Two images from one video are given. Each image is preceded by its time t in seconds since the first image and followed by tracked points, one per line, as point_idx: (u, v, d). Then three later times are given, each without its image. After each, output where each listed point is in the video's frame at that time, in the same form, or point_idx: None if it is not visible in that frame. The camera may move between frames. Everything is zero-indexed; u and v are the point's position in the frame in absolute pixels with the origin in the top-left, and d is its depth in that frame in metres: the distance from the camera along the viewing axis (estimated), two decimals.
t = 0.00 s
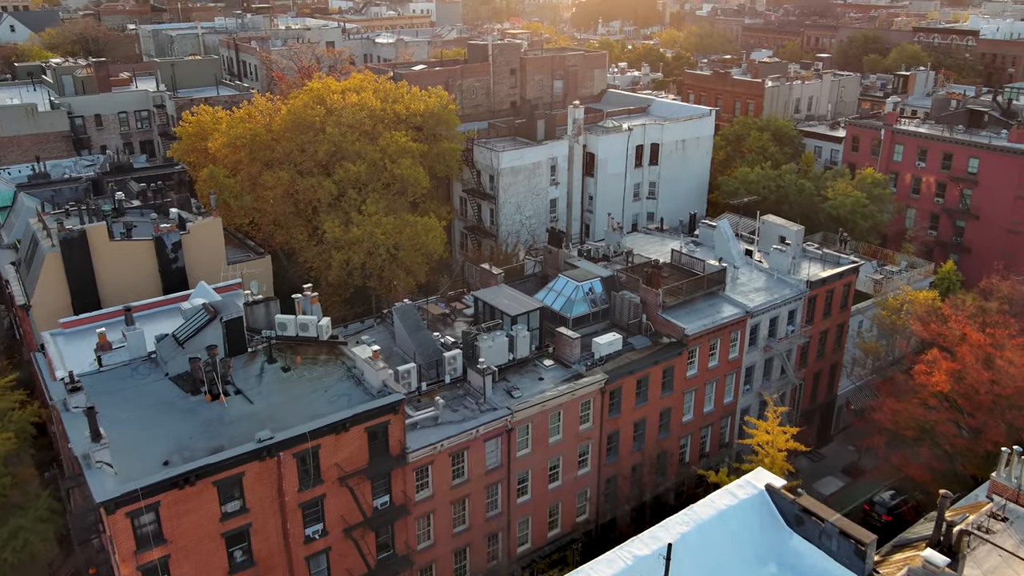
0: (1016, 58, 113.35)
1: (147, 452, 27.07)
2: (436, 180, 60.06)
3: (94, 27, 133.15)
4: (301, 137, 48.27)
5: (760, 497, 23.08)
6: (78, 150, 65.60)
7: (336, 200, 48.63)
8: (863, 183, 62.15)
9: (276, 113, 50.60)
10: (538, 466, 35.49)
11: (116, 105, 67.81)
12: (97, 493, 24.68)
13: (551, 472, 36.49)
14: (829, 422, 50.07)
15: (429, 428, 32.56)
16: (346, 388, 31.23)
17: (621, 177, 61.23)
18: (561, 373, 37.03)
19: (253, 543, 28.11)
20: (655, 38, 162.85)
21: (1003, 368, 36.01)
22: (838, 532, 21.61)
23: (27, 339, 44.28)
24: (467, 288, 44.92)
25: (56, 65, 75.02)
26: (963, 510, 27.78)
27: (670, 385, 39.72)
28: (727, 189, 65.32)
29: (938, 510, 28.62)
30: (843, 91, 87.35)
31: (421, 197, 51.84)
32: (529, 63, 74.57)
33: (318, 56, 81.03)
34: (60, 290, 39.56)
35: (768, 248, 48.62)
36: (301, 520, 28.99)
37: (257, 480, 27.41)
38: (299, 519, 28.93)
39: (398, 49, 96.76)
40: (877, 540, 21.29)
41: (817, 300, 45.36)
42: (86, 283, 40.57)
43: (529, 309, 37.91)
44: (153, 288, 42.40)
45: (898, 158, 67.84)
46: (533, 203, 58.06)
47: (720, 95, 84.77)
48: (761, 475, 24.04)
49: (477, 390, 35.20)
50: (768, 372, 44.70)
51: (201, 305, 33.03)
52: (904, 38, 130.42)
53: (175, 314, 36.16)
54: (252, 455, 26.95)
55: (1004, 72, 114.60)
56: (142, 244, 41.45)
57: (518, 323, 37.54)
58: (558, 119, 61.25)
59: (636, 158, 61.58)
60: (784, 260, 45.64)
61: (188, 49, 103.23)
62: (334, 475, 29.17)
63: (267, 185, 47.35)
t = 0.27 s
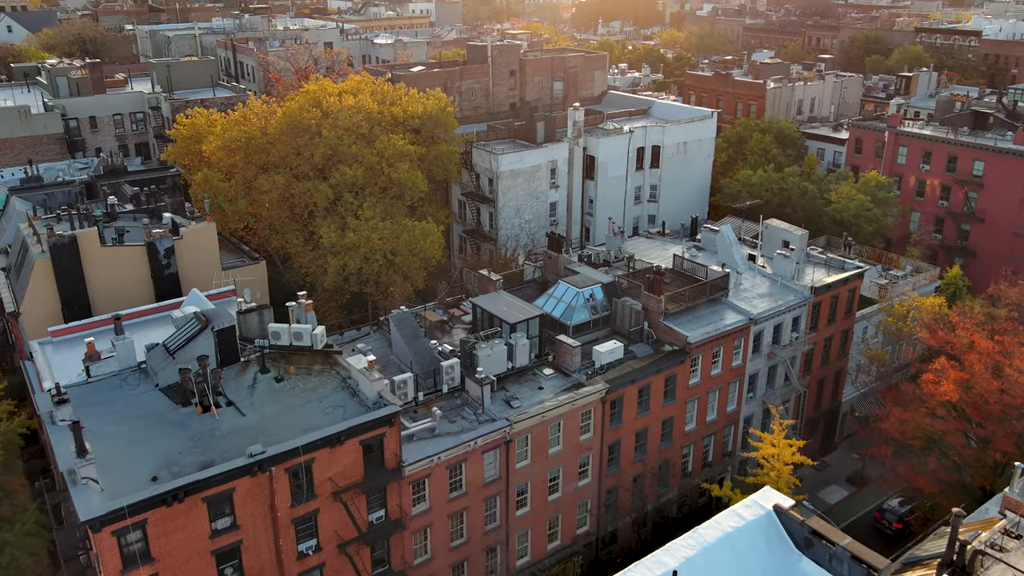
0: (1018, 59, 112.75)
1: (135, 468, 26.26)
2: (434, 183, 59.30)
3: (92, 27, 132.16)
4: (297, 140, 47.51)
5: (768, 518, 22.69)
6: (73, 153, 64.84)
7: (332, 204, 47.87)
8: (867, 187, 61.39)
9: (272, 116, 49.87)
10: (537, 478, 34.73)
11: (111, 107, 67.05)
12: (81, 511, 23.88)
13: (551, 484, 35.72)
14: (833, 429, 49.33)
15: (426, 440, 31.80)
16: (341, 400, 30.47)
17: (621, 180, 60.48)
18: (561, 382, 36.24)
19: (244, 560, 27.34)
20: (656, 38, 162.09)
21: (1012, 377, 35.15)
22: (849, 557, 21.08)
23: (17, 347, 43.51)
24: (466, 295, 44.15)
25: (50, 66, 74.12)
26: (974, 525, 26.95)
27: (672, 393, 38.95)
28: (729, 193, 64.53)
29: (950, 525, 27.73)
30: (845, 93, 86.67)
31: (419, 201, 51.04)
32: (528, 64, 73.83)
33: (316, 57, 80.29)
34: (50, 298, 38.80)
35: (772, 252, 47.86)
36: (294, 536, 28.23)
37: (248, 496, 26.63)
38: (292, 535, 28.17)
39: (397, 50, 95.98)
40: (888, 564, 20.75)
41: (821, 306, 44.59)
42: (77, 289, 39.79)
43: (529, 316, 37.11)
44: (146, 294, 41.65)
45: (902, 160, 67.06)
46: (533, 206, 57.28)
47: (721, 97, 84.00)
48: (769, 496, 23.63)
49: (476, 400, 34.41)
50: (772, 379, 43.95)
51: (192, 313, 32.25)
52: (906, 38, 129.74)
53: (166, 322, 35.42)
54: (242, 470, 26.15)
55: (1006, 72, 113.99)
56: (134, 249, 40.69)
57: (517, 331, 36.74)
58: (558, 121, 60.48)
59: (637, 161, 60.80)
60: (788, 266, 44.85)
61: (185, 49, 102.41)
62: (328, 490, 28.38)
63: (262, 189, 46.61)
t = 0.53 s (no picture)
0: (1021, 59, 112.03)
1: (122, 484, 25.46)
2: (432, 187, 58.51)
3: (89, 28, 131.19)
4: (292, 144, 46.70)
5: (777, 540, 22.17)
6: (66, 156, 64.08)
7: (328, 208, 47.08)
8: (870, 190, 60.64)
9: (267, 118, 49.05)
10: (537, 490, 33.96)
11: (106, 109, 66.28)
12: (65, 531, 23.07)
13: (550, 496, 34.96)
14: (837, 437, 48.59)
15: (423, 453, 31.03)
16: (336, 412, 29.69)
17: (622, 183, 59.72)
18: (562, 392, 35.42)
19: None
20: (656, 39, 161.26)
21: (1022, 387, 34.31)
22: None
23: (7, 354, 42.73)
24: (464, 301, 43.38)
25: (44, 67, 73.23)
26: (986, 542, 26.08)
27: (675, 403, 38.18)
28: (731, 196, 63.74)
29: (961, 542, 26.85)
30: (848, 94, 85.90)
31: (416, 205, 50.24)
32: (528, 66, 73.05)
33: (313, 58, 79.49)
34: (40, 306, 38.02)
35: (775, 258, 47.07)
36: (287, 554, 27.47)
37: (239, 513, 25.86)
38: (285, 552, 27.42)
39: (395, 51, 95.15)
40: None
41: (826, 313, 43.82)
42: (67, 296, 38.98)
43: (528, 324, 36.31)
44: (138, 300, 40.87)
45: (905, 163, 66.23)
46: (532, 210, 56.49)
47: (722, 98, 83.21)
48: (778, 518, 23.05)
49: (474, 411, 33.63)
50: (775, 387, 43.19)
51: (183, 323, 31.46)
52: (908, 39, 128.99)
53: (157, 330, 34.64)
54: (233, 487, 25.35)
55: (1009, 73, 113.22)
56: (126, 255, 39.90)
57: (516, 340, 35.93)
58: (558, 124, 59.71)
59: (638, 163, 60.03)
60: (792, 272, 44.07)
61: (181, 50, 101.53)
62: (321, 505, 27.62)
63: (257, 194, 45.81)
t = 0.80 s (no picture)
0: None
1: (109, 501, 24.66)
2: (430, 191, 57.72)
3: (87, 28, 130.26)
4: (288, 147, 45.93)
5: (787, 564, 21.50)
6: (60, 158, 63.34)
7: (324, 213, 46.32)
8: (874, 193, 59.86)
9: (262, 121, 48.33)
10: (536, 503, 33.18)
11: (100, 111, 65.57)
12: (48, 551, 22.25)
13: (550, 509, 34.17)
14: (842, 445, 47.76)
15: (420, 466, 30.23)
16: (330, 425, 28.89)
17: (623, 186, 58.93)
18: (561, 402, 34.61)
19: None
20: (657, 39, 160.42)
21: None
22: None
23: None
24: (462, 308, 42.58)
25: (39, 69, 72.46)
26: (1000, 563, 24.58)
27: (677, 412, 37.39)
28: (733, 199, 62.94)
29: (974, 560, 25.68)
30: (850, 95, 85.12)
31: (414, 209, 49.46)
32: (527, 67, 72.25)
33: (311, 60, 78.71)
34: (29, 314, 37.22)
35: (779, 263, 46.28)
36: (279, 571, 26.71)
37: (229, 530, 25.09)
38: (276, 570, 26.67)
39: (393, 51, 94.34)
40: None
41: (831, 319, 43.01)
42: (57, 303, 38.12)
43: (527, 333, 35.50)
44: (130, 307, 40.10)
45: (909, 166, 65.39)
46: (532, 214, 55.69)
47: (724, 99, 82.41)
48: (788, 541, 22.35)
49: (472, 422, 32.82)
50: (779, 395, 42.41)
51: (173, 332, 30.66)
52: (910, 39, 128.16)
53: (147, 339, 33.88)
54: (223, 504, 24.54)
55: (1012, 74, 112.40)
56: (116, 261, 39.05)
57: (515, 348, 35.12)
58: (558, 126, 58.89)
59: (639, 166, 59.22)
60: (796, 277, 43.26)
61: (179, 51, 100.68)
62: (314, 522, 26.85)
63: (252, 198, 45.06)
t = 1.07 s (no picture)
0: None
1: (94, 520, 23.87)
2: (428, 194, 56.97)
3: (83, 30, 129.30)
4: (282, 151, 45.18)
5: None
6: (53, 162, 62.59)
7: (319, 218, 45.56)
8: (878, 196, 59.11)
9: (257, 125, 47.57)
10: (535, 516, 32.40)
11: (94, 113, 64.82)
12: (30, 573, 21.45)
13: (550, 522, 33.40)
14: (846, 453, 47.01)
15: (416, 479, 29.45)
16: (323, 439, 28.11)
17: (623, 189, 58.20)
18: (561, 413, 33.81)
19: None
20: (657, 40, 159.63)
21: None
22: None
23: None
24: (460, 315, 41.81)
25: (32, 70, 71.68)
26: (1020, 573, 21.39)
27: (679, 422, 36.62)
28: (735, 202, 62.24)
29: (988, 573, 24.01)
30: (852, 96, 84.43)
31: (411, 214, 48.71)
32: (526, 69, 71.48)
33: (308, 61, 77.93)
34: (17, 323, 36.45)
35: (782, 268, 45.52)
36: None
37: (218, 549, 24.29)
38: None
39: (391, 53, 93.55)
40: None
41: (835, 326, 42.24)
42: (46, 311, 37.36)
43: (526, 341, 34.73)
44: (121, 314, 39.36)
45: (913, 168, 64.66)
46: (531, 218, 54.92)
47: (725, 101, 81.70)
48: (796, 563, 21.74)
49: (469, 434, 32.04)
50: (782, 403, 41.65)
51: (163, 343, 29.89)
52: (911, 39, 127.49)
53: (137, 349, 33.14)
54: (212, 522, 23.72)
55: (1014, 75, 111.78)
56: (108, 268, 38.50)
57: (514, 357, 34.34)
58: (557, 128, 58.12)
59: (639, 169, 58.47)
60: (800, 283, 42.49)
61: (175, 52, 99.83)
62: (307, 539, 26.07)
63: (245, 203, 44.32)
